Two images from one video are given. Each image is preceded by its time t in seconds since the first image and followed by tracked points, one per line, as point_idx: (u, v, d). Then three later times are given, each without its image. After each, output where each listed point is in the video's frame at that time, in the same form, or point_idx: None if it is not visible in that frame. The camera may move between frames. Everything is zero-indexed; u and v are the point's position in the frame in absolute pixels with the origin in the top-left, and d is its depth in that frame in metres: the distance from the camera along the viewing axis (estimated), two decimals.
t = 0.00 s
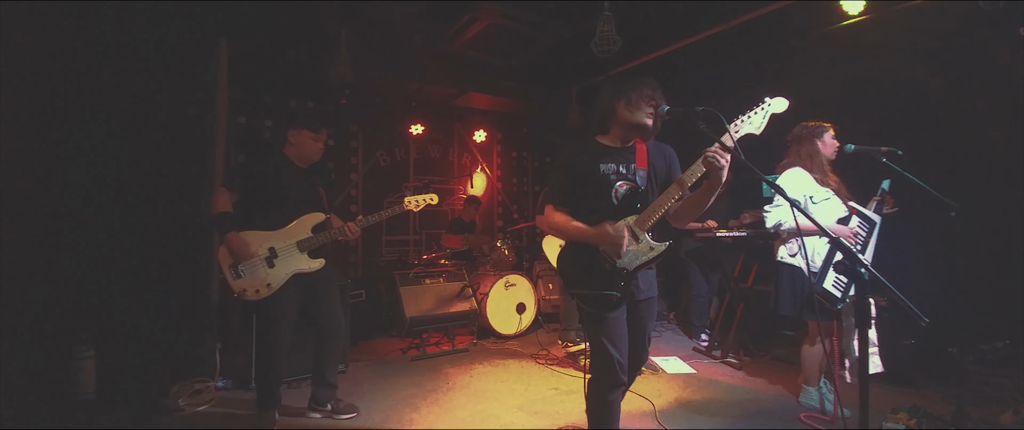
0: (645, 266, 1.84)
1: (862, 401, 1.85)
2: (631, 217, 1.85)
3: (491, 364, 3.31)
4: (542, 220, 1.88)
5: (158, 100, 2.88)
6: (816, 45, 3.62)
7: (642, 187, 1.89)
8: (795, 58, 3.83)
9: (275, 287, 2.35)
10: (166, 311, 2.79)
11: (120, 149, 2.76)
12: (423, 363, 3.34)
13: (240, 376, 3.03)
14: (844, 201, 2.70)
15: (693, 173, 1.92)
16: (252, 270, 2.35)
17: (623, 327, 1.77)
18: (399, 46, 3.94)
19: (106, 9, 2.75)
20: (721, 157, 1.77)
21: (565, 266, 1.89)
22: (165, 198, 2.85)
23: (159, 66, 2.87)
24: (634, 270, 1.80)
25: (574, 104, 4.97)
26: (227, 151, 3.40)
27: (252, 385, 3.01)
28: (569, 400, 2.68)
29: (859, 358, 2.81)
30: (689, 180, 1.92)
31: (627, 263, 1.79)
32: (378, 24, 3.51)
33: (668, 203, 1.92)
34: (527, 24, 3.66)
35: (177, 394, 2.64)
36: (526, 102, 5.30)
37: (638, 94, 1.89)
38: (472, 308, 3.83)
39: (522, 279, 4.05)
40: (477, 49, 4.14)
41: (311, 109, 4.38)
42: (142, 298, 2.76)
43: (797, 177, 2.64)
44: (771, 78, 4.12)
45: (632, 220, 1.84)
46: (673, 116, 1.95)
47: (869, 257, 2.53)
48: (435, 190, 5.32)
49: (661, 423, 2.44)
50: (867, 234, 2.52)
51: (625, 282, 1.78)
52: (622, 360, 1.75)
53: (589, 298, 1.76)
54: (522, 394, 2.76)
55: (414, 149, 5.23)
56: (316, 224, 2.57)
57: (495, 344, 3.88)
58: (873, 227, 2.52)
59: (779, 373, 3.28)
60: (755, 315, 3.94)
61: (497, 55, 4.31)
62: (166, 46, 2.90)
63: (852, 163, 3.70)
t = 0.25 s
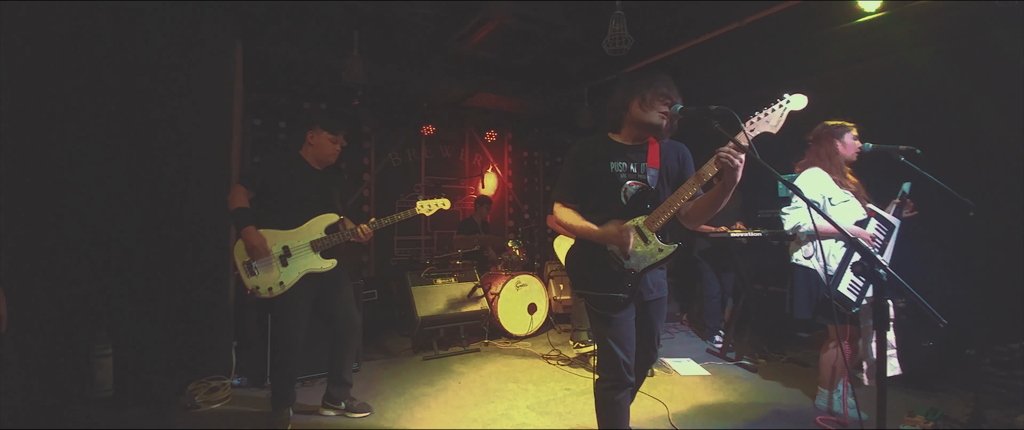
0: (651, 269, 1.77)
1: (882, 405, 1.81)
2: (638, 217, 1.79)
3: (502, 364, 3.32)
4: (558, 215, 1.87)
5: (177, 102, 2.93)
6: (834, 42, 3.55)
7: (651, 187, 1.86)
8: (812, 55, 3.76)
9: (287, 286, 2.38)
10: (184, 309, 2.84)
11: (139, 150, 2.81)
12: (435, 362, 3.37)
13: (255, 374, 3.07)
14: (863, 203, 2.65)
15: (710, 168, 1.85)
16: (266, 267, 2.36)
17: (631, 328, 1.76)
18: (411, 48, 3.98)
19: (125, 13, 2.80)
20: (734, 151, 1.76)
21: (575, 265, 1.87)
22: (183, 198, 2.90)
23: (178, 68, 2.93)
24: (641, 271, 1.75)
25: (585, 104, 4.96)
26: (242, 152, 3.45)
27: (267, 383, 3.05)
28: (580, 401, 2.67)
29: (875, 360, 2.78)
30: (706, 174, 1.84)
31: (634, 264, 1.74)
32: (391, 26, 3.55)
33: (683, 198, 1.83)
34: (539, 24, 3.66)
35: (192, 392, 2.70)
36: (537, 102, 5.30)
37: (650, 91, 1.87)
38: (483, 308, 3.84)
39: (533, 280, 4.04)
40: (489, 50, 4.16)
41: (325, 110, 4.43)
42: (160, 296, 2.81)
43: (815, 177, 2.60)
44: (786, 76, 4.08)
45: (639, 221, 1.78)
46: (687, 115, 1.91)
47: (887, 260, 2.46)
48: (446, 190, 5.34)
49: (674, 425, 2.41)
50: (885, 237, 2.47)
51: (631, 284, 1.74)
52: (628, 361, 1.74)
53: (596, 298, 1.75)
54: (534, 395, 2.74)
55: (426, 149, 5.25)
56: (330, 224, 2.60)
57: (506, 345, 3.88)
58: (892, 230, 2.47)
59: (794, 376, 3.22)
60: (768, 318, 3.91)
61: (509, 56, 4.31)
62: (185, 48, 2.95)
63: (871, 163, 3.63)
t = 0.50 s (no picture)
0: (665, 269, 1.76)
1: (898, 409, 1.77)
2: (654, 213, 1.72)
3: (512, 364, 3.31)
4: (567, 209, 1.85)
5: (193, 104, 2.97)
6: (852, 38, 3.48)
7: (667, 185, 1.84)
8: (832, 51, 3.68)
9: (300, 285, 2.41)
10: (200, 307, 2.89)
11: (158, 152, 2.86)
12: (446, 361, 3.39)
13: (269, 371, 3.11)
14: (886, 202, 2.56)
15: (732, 165, 1.79)
16: (270, 266, 2.41)
17: (637, 330, 1.74)
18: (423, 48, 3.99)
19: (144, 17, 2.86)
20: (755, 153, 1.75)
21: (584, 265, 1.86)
22: (199, 198, 2.95)
23: (194, 70, 2.97)
24: (653, 272, 1.73)
25: (597, 103, 4.93)
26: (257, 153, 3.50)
27: (280, 381, 3.09)
28: (591, 401, 2.65)
29: (895, 363, 2.70)
30: (727, 174, 1.80)
31: (647, 264, 1.72)
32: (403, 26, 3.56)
33: (702, 197, 1.79)
34: (551, 24, 3.64)
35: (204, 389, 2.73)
36: (550, 102, 5.28)
37: (674, 88, 1.86)
38: (495, 308, 3.85)
39: (544, 280, 4.03)
40: (500, 50, 4.15)
41: (337, 111, 4.47)
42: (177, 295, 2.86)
43: (833, 176, 2.55)
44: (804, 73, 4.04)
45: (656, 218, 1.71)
46: (705, 115, 1.92)
47: (908, 260, 2.43)
48: (458, 190, 5.36)
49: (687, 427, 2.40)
50: (906, 236, 2.45)
51: (644, 284, 1.73)
52: (633, 363, 1.73)
53: (602, 299, 1.74)
54: (544, 395, 2.74)
55: (437, 149, 5.27)
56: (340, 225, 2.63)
57: (518, 345, 3.88)
58: (913, 230, 2.44)
59: (811, 379, 3.16)
60: (785, 319, 3.83)
61: (520, 56, 4.31)
62: (201, 50, 3.00)
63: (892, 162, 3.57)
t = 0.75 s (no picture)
0: (680, 265, 1.78)
1: (912, 410, 1.79)
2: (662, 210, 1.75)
3: (520, 364, 3.30)
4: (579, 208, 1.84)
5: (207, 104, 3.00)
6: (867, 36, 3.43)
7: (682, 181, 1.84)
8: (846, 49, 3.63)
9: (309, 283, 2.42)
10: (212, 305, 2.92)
11: (171, 151, 2.90)
12: (455, 361, 3.39)
13: (280, 369, 3.14)
14: (898, 205, 2.56)
15: (742, 168, 1.84)
16: (281, 263, 2.41)
17: (653, 327, 1.72)
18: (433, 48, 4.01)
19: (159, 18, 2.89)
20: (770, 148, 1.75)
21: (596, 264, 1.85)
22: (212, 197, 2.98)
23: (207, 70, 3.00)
24: (669, 268, 1.75)
25: (607, 103, 4.91)
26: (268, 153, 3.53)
27: (291, 379, 3.12)
28: (602, 402, 2.64)
29: (909, 366, 2.66)
30: (738, 176, 1.84)
31: (663, 260, 1.74)
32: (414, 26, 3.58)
33: (713, 200, 1.83)
34: (561, 23, 3.64)
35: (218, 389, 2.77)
36: (559, 102, 5.27)
37: (690, 85, 1.84)
38: (503, 308, 3.85)
39: (552, 279, 4.00)
40: (510, 50, 4.16)
41: (347, 111, 4.49)
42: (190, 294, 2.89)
43: (845, 178, 2.52)
44: (817, 72, 3.99)
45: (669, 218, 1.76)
46: (719, 113, 1.91)
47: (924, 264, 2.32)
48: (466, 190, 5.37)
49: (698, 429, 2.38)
50: (921, 240, 2.33)
51: (660, 281, 1.73)
52: (649, 362, 1.71)
53: (616, 297, 1.72)
54: (553, 395, 2.73)
55: (446, 149, 5.29)
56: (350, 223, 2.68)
57: (527, 345, 3.88)
58: (928, 234, 2.33)
59: (824, 382, 3.12)
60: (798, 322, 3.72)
61: (530, 56, 4.31)
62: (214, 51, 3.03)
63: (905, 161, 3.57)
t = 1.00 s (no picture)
0: (696, 267, 1.76)
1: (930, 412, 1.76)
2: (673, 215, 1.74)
3: (531, 364, 3.29)
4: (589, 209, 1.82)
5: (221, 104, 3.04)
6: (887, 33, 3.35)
7: (698, 181, 1.83)
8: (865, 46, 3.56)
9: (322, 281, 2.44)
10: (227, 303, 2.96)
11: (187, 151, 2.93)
12: (466, 360, 3.39)
13: (293, 366, 3.16)
14: (920, 200, 2.53)
15: (757, 171, 1.84)
16: (298, 262, 2.43)
17: (668, 329, 1.70)
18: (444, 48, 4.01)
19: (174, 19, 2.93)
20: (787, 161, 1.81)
21: (610, 264, 1.84)
22: (227, 196, 3.01)
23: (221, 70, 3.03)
24: (684, 269, 1.72)
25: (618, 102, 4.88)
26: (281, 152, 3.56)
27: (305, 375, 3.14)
28: (614, 402, 2.62)
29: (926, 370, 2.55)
30: (753, 179, 1.84)
31: (679, 262, 1.71)
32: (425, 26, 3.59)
33: (729, 203, 1.82)
34: (573, 23, 3.62)
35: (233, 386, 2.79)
36: (570, 101, 5.25)
37: (702, 85, 1.83)
38: (513, 307, 3.85)
39: (562, 279, 4.00)
40: (521, 50, 4.15)
41: (359, 111, 4.52)
42: (205, 292, 2.93)
43: (864, 174, 2.44)
44: (834, 70, 3.92)
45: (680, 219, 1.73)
46: (734, 112, 1.89)
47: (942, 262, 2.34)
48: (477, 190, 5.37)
49: None
50: (938, 237, 2.36)
51: (673, 282, 1.70)
52: (667, 365, 1.69)
53: (631, 298, 1.71)
54: (564, 395, 2.72)
55: (456, 149, 5.29)
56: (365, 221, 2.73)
57: (537, 345, 3.88)
58: (945, 230, 2.38)
59: (840, 385, 3.06)
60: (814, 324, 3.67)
61: (541, 55, 4.30)
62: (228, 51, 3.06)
63: (923, 160, 3.54)
